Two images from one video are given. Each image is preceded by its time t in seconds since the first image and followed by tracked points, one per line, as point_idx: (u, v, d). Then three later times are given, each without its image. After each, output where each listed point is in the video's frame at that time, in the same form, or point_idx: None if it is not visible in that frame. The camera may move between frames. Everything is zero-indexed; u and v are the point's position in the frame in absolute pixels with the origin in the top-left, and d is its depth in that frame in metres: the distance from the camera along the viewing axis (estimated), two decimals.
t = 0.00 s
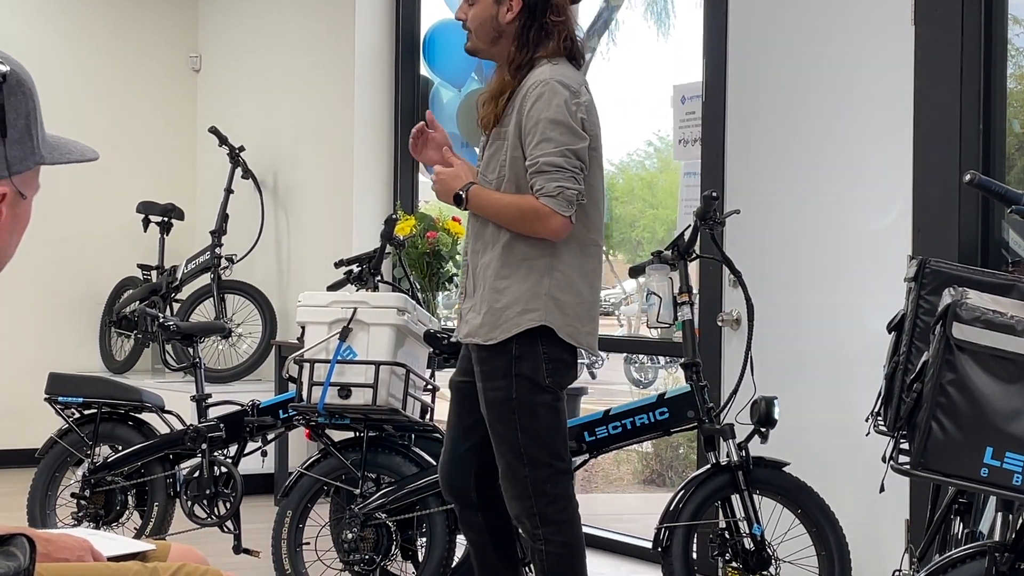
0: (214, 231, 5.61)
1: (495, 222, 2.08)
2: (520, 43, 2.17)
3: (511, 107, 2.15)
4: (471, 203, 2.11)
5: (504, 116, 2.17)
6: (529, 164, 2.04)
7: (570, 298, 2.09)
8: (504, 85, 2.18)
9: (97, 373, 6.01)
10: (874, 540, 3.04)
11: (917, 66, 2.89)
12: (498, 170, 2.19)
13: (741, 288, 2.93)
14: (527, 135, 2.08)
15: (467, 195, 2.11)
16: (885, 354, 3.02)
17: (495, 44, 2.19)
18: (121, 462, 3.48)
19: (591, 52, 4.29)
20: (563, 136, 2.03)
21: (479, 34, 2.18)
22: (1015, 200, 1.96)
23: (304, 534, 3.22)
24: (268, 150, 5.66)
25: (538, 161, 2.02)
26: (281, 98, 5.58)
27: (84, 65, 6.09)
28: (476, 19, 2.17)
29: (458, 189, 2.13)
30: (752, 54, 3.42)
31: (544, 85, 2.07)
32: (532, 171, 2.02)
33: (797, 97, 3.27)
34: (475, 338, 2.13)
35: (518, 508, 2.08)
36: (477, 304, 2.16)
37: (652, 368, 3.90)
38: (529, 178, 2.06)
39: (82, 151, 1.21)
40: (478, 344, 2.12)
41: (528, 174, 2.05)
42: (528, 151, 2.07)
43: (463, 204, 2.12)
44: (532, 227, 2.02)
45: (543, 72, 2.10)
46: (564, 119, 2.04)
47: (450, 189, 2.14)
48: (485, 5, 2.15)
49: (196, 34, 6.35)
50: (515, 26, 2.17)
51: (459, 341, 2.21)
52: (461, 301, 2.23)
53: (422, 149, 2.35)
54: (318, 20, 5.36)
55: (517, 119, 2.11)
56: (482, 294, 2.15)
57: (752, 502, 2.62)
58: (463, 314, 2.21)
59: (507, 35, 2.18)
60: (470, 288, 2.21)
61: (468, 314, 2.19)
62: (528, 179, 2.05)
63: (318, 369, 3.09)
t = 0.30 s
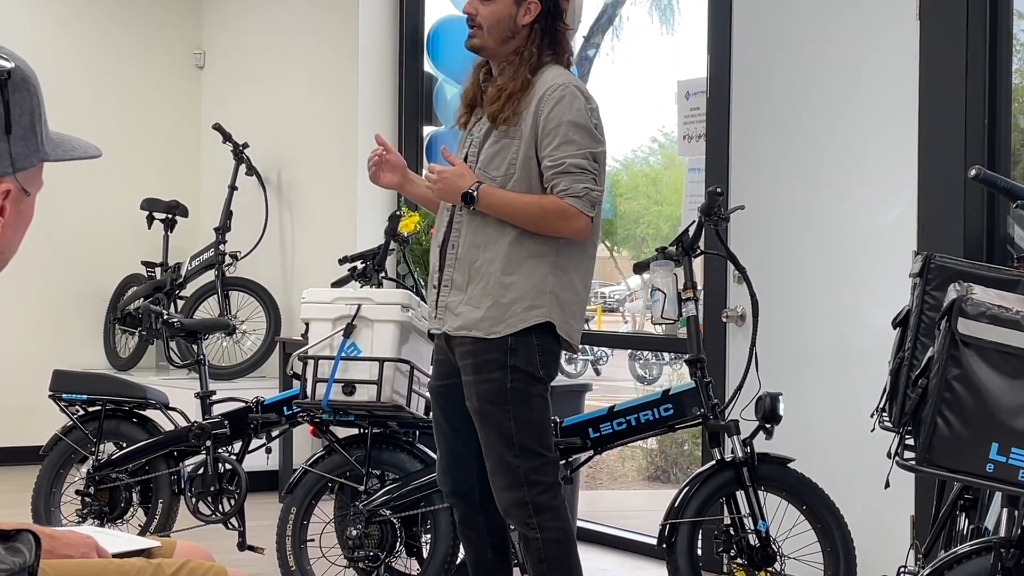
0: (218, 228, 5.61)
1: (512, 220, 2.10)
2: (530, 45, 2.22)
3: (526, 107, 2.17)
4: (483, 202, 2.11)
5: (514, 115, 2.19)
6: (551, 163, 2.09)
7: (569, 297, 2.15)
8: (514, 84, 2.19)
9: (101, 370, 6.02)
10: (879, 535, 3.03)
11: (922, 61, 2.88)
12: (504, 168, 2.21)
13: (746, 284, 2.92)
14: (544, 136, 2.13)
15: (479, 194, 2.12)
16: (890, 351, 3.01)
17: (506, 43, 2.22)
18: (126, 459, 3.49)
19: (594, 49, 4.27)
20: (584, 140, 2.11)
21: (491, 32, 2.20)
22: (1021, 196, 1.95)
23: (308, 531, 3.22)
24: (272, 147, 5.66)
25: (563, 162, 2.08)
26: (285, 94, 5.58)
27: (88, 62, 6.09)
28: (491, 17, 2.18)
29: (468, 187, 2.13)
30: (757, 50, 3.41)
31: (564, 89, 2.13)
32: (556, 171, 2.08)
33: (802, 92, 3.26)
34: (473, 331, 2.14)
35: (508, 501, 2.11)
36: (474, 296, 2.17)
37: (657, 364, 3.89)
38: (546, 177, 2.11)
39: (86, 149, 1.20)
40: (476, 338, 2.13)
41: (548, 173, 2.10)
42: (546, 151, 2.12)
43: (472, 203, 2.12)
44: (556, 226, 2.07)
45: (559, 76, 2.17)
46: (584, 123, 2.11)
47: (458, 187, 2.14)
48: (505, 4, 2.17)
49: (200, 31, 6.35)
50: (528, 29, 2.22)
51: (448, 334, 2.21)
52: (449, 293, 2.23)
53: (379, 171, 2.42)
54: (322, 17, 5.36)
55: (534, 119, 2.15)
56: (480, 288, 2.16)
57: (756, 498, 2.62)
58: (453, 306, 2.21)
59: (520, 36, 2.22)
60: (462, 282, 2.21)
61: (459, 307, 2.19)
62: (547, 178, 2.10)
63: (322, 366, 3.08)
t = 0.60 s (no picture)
0: (225, 225, 5.61)
1: (524, 216, 2.17)
2: (526, 45, 2.31)
3: (532, 105, 2.23)
4: (496, 199, 2.16)
5: (519, 113, 2.23)
6: (561, 162, 2.18)
7: (574, 288, 2.25)
8: (518, 82, 2.24)
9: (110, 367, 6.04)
10: (887, 530, 3.02)
11: (930, 54, 2.88)
12: (511, 164, 2.25)
13: (754, 279, 2.91)
14: (552, 134, 2.20)
15: (491, 190, 2.17)
16: (898, 346, 3.00)
17: (503, 44, 2.29)
18: (134, 455, 3.50)
19: (601, 45, 4.26)
20: (591, 138, 2.20)
21: (489, 33, 2.28)
22: None
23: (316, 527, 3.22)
24: (280, 143, 5.66)
25: (574, 160, 2.17)
26: (292, 90, 5.58)
27: (95, 59, 6.10)
28: (490, 18, 2.26)
29: (478, 185, 2.18)
30: (765, 44, 3.39)
31: (569, 88, 2.22)
32: (568, 169, 2.16)
33: (809, 86, 3.25)
34: (487, 323, 2.19)
35: (503, 489, 2.16)
36: (486, 289, 2.22)
37: (664, 360, 3.88)
38: (556, 175, 2.19)
39: (93, 147, 1.20)
40: (490, 329, 2.18)
41: (558, 171, 2.18)
42: (554, 150, 2.20)
43: (484, 200, 2.17)
44: (568, 222, 2.16)
45: (561, 75, 2.25)
46: (591, 122, 2.21)
47: (468, 185, 2.19)
48: (503, 6, 2.26)
49: (207, 28, 6.36)
50: (523, 31, 2.31)
51: (459, 328, 2.25)
52: (459, 287, 2.27)
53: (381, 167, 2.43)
54: (329, 14, 5.36)
55: (542, 117, 2.21)
56: (492, 282, 2.21)
57: (766, 494, 2.61)
58: (463, 300, 2.25)
59: (517, 37, 2.30)
60: (471, 276, 2.26)
61: (470, 301, 2.23)
62: (557, 176, 2.18)
63: (330, 362, 3.09)
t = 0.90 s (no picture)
0: (237, 222, 5.62)
1: (554, 202, 2.28)
2: (525, 38, 2.39)
3: (546, 95, 2.33)
4: (526, 187, 2.27)
5: (535, 105, 2.33)
6: (584, 147, 2.31)
7: (599, 270, 2.39)
8: (529, 75, 2.34)
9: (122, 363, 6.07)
10: (899, 526, 3.01)
11: (941, 47, 2.86)
12: (533, 154, 2.34)
13: (765, 274, 2.90)
14: (571, 122, 2.32)
15: (521, 179, 2.27)
16: (910, 340, 2.98)
17: (505, 40, 2.37)
18: (146, 451, 3.51)
19: (612, 40, 4.24)
20: (607, 123, 2.34)
21: (491, 31, 2.35)
22: None
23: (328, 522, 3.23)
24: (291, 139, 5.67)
25: (595, 144, 2.30)
26: (302, 86, 5.59)
27: (106, 57, 6.12)
28: (491, 16, 2.33)
29: (508, 174, 2.27)
30: (775, 37, 3.38)
31: (580, 77, 2.34)
32: (592, 153, 2.30)
33: (819, 79, 3.23)
34: (529, 310, 2.28)
35: (528, 476, 2.26)
36: (523, 278, 2.32)
37: (675, 355, 3.87)
38: (579, 160, 2.31)
39: (114, 151, 1.20)
40: (532, 316, 2.28)
41: (580, 156, 2.31)
42: (574, 136, 2.32)
43: (515, 188, 2.27)
44: (596, 203, 2.29)
45: (569, 65, 2.37)
46: (605, 108, 2.34)
47: (497, 176, 2.28)
48: (502, 3, 2.34)
49: (218, 25, 6.37)
50: (520, 26, 2.39)
51: (497, 320, 2.33)
52: (492, 280, 2.35)
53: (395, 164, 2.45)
54: (338, 10, 5.36)
55: (560, 106, 2.32)
56: (529, 270, 2.31)
57: (777, 489, 2.60)
58: (500, 291, 2.33)
59: (516, 33, 2.38)
60: (506, 268, 2.34)
61: (508, 291, 2.32)
62: (580, 161, 2.31)
63: (341, 358, 3.09)
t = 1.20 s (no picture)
0: (253, 219, 5.64)
1: (592, 191, 2.31)
2: (542, 32, 2.42)
3: (573, 88, 2.37)
4: (567, 176, 2.29)
5: (564, 97, 2.35)
6: (614, 138, 2.36)
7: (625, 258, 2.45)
8: (555, 67, 2.36)
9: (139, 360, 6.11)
10: (916, 521, 3.00)
11: (958, 38, 2.83)
12: (566, 145, 2.37)
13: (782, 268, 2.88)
14: (600, 113, 2.37)
15: (561, 169, 2.28)
16: (927, 334, 2.96)
17: (524, 34, 2.38)
18: (164, 447, 3.53)
19: (627, 35, 4.25)
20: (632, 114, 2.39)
21: (512, 25, 2.36)
22: None
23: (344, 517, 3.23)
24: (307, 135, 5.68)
25: (625, 135, 2.36)
26: (317, 83, 5.61)
27: (122, 55, 6.15)
28: (511, 11, 2.35)
29: (549, 164, 2.28)
30: (790, 30, 3.36)
31: (604, 70, 2.39)
32: (622, 143, 2.35)
33: (836, 72, 3.21)
34: (571, 301, 2.30)
35: (576, 469, 2.28)
36: (563, 268, 2.33)
37: (691, 351, 3.87)
38: (610, 151, 2.36)
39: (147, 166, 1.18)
40: (575, 306, 2.30)
41: (611, 146, 2.36)
42: (604, 127, 2.36)
43: (557, 178, 2.28)
44: (630, 192, 2.33)
45: (589, 59, 2.41)
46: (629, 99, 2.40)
47: (538, 166, 2.28)
48: None
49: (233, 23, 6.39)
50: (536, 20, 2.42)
51: (538, 311, 2.33)
52: (530, 271, 2.36)
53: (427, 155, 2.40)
54: (353, 7, 5.38)
55: (589, 98, 2.37)
56: (568, 261, 2.33)
57: (794, 483, 2.59)
58: (539, 282, 2.34)
59: (533, 27, 2.40)
60: (543, 259, 2.35)
61: (547, 282, 2.33)
62: (610, 151, 2.36)
63: (358, 354, 3.10)
